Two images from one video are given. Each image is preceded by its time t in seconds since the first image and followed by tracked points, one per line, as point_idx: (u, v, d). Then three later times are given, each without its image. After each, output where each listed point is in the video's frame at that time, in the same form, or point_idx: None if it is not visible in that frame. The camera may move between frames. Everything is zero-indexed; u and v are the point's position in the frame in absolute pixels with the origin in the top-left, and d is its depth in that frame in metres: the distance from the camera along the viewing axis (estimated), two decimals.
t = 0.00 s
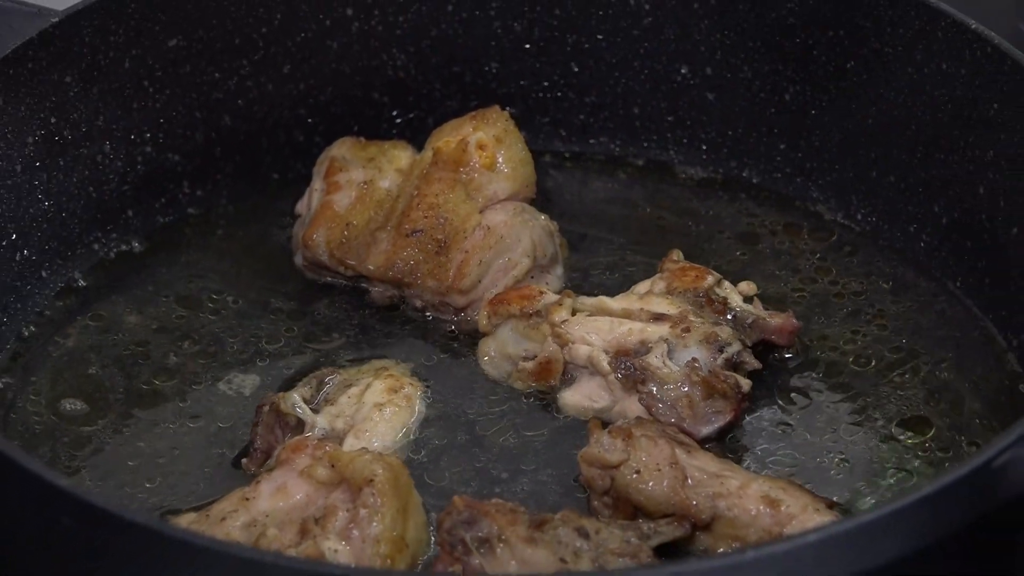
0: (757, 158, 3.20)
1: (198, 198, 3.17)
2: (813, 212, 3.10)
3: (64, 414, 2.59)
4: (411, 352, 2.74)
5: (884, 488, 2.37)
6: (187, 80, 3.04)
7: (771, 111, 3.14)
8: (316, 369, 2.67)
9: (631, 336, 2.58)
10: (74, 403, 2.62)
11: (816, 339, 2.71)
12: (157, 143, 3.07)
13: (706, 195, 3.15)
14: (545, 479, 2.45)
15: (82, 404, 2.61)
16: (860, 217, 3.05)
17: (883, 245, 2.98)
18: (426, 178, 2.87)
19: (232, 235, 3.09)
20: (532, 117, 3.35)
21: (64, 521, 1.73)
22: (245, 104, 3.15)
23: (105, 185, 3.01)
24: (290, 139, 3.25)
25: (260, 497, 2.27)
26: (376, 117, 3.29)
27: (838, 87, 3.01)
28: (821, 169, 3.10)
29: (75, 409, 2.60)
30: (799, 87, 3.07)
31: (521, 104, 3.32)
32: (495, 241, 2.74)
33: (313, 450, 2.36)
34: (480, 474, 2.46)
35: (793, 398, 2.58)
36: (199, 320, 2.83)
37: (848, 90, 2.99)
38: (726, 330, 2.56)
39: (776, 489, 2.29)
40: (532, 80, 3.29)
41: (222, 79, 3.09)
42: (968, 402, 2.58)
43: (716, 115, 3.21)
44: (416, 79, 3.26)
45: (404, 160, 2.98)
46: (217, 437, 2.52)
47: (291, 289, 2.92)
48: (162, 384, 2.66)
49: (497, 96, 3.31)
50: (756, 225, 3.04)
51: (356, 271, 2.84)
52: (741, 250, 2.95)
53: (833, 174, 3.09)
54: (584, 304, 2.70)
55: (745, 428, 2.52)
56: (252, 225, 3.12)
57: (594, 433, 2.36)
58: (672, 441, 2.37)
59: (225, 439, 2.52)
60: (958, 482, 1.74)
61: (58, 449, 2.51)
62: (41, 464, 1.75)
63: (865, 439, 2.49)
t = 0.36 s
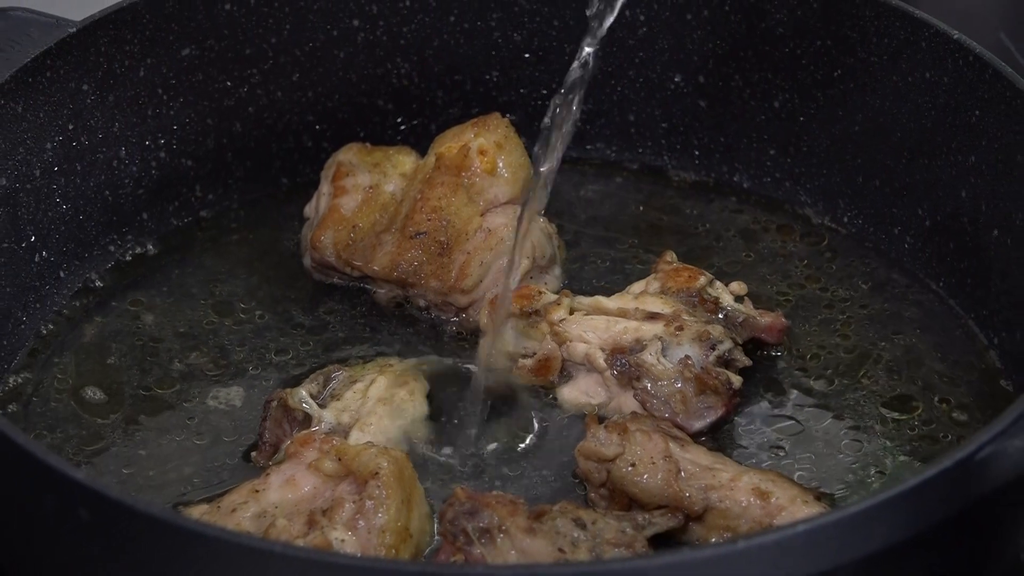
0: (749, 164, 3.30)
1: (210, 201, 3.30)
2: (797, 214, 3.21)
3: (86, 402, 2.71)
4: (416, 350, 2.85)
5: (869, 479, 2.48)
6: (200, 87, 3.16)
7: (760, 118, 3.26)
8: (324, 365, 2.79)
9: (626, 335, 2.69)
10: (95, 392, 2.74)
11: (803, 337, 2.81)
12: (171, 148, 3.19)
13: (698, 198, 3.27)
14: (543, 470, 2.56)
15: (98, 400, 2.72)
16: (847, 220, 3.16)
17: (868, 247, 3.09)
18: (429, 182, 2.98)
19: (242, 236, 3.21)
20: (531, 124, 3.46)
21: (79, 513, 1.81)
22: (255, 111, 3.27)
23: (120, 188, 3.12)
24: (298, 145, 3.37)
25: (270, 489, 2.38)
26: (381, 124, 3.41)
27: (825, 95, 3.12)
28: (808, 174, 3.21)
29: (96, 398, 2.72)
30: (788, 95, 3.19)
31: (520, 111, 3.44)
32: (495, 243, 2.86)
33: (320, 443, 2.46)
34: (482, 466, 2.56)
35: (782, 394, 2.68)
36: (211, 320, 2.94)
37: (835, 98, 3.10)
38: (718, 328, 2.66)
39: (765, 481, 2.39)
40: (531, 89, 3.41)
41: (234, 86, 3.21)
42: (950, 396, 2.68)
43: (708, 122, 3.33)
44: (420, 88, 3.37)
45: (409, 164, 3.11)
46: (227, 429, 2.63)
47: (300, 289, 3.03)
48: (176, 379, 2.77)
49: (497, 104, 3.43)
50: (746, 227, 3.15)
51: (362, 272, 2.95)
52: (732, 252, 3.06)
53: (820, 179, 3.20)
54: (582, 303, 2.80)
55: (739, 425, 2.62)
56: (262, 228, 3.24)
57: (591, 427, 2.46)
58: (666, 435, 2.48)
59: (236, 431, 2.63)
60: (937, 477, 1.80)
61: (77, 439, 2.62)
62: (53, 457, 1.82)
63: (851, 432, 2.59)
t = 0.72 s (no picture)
0: (738, 167, 3.43)
1: (222, 205, 3.42)
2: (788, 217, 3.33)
3: (104, 393, 2.83)
4: (420, 347, 2.95)
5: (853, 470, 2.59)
6: (212, 95, 3.28)
7: (751, 124, 3.37)
8: (332, 361, 2.90)
9: (622, 333, 2.79)
10: (114, 375, 2.88)
11: (794, 335, 2.93)
12: (184, 154, 3.31)
13: (692, 201, 3.39)
14: (541, 461, 2.67)
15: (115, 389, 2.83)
16: (834, 223, 3.29)
17: (854, 248, 3.21)
18: (432, 187, 3.10)
19: (253, 238, 3.32)
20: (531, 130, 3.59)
21: (97, 505, 1.87)
22: (265, 118, 3.39)
23: (135, 192, 3.24)
24: (307, 150, 3.49)
25: (279, 481, 2.48)
26: (386, 130, 3.53)
27: (814, 102, 3.24)
28: (797, 178, 3.35)
29: (115, 381, 2.86)
30: (779, 102, 3.31)
31: (521, 117, 3.56)
32: (496, 245, 2.96)
33: (328, 438, 2.57)
34: (483, 458, 2.67)
35: (771, 389, 2.79)
36: (223, 318, 3.05)
37: (824, 106, 3.22)
38: (711, 327, 2.77)
39: (756, 474, 2.49)
40: (531, 96, 3.53)
41: (245, 94, 3.33)
42: (935, 391, 2.78)
43: (701, 128, 3.45)
44: (424, 95, 3.50)
45: (413, 169, 3.23)
46: (238, 422, 2.75)
47: (308, 289, 3.15)
48: (189, 373, 2.89)
49: (498, 111, 3.55)
50: (738, 229, 3.27)
51: (368, 272, 3.06)
52: (724, 253, 3.17)
53: (809, 183, 3.33)
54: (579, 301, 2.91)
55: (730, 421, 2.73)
56: (272, 229, 3.35)
57: (587, 423, 2.56)
58: (661, 430, 2.58)
59: (247, 424, 2.74)
60: (923, 470, 1.84)
61: (95, 431, 2.74)
62: (71, 450, 1.88)
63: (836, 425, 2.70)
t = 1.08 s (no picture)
0: (729, 172, 3.55)
1: (233, 208, 3.54)
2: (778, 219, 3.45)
3: (119, 389, 2.94)
4: (424, 346, 3.07)
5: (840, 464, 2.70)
6: (223, 103, 3.40)
7: (743, 130, 3.49)
8: (337, 359, 3.01)
9: (618, 332, 2.89)
10: (135, 368, 3.01)
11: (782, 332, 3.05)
12: (196, 159, 3.43)
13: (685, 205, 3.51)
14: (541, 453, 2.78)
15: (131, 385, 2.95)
16: (822, 225, 3.41)
17: (841, 250, 3.33)
18: (435, 191, 3.22)
19: (262, 240, 3.44)
20: (530, 136, 3.72)
21: (109, 494, 1.91)
22: (274, 124, 3.52)
23: (149, 195, 3.36)
24: (315, 155, 3.62)
25: (288, 474, 2.58)
26: (391, 136, 3.67)
27: (802, 109, 3.36)
28: (785, 180, 3.47)
29: (133, 372, 2.99)
30: (769, 109, 3.42)
31: (520, 123, 3.69)
32: (497, 246, 3.10)
33: (334, 432, 2.67)
34: (483, 450, 2.77)
35: (761, 385, 2.90)
36: (234, 317, 3.17)
37: (813, 112, 3.33)
38: (703, 325, 2.89)
39: (748, 467, 2.60)
40: (530, 103, 3.65)
41: (255, 102, 3.45)
42: (918, 386, 2.90)
43: (694, 133, 3.56)
44: (427, 102, 3.63)
45: (416, 173, 3.35)
46: (249, 416, 2.86)
47: (316, 289, 3.26)
48: (201, 369, 3.01)
49: (499, 117, 3.68)
50: (730, 232, 3.39)
51: (373, 273, 3.17)
52: (717, 254, 3.29)
53: (797, 187, 3.45)
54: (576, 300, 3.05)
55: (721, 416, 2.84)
56: (281, 232, 3.48)
57: (585, 418, 2.65)
58: (655, 424, 2.68)
59: (257, 418, 2.86)
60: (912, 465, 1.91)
61: (112, 424, 2.85)
62: (86, 444, 1.92)
63: (824, 420, 2.81)
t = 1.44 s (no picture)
0: (722, 175, 3.67)
1: (243, 210, 3.67)
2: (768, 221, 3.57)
3: (133, 384, 3.06)
4: (428, 343, 3.19)
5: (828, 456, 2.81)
6: (234, 110, 3.53)
7: (735, 136, 3.61)
8: (331, 355, 3.12)
9: (614, 330, 3.01)
10: (150, 363, 3.14)
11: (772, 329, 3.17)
12: (208, 164, 3.56)
13: (680, 207, 3.62)
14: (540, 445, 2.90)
15: (147, 380, 3.07)
16: (811, 227, 3.53)
17: (829, 251, 3.45)
18: (438, 194, 3.33)
19: (271, 241, 3.57)
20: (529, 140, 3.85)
21: (124, 488, 1.99)
22: (283, 131, 3.64)
23: (162, 198, 3.48)
24: (321, 160, 3.75)
25: (296, 467, 2.69)
26: (395, 141, 3.79)
27: (791, 116, 3.48)
28: (775, 184, 3.59)
29: (147, 368, 3.12)
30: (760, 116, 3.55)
31: (520, 129, 3.82)
32: (497, 246, 3.20)
33: (341, 427, 2.79)
34: (484, 440, 2.88)
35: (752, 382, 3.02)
36: (244, 315, 3.29)
37: (803, 119, 3.46)
38: (696, 323, 3.00)
39: (739, 460, 2.71)
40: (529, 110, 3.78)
41: (264, 109, 3.58)
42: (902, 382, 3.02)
43: (688, 139, 3.69)
44: (431, 109, 3.76)
45: (421, 177, 3.47)
46: (259, 409, 2.98)
47: (323, 288, 3.38)
48: (212, 364, 3.13)
49: (499, 123, 3.81)
50: (723, 233, 3.51)
51: (379, 273, 3.29)
52: (709, 255, 3.41)
53: (786, 190, 3.57)
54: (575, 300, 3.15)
55: (713, 412, 2.95)
56: (289, 233, 3.60)
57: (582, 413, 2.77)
58: (649, 419, 2.80)
59: (266, 412, 2.97)
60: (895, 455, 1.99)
61: (127, 418, 2.97)
62: (104, 441, 2.01)
63: (813, 415, 2.91)
